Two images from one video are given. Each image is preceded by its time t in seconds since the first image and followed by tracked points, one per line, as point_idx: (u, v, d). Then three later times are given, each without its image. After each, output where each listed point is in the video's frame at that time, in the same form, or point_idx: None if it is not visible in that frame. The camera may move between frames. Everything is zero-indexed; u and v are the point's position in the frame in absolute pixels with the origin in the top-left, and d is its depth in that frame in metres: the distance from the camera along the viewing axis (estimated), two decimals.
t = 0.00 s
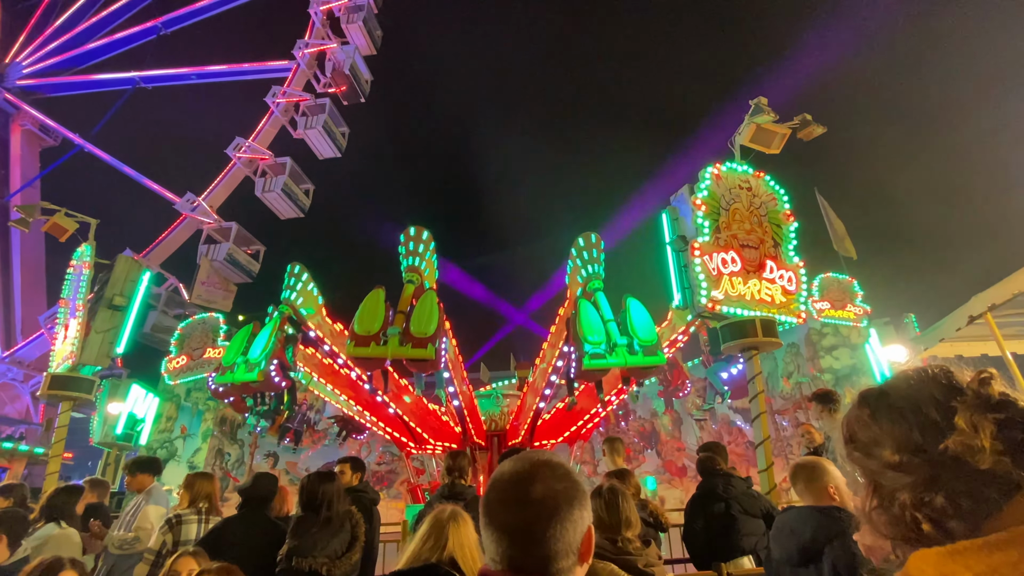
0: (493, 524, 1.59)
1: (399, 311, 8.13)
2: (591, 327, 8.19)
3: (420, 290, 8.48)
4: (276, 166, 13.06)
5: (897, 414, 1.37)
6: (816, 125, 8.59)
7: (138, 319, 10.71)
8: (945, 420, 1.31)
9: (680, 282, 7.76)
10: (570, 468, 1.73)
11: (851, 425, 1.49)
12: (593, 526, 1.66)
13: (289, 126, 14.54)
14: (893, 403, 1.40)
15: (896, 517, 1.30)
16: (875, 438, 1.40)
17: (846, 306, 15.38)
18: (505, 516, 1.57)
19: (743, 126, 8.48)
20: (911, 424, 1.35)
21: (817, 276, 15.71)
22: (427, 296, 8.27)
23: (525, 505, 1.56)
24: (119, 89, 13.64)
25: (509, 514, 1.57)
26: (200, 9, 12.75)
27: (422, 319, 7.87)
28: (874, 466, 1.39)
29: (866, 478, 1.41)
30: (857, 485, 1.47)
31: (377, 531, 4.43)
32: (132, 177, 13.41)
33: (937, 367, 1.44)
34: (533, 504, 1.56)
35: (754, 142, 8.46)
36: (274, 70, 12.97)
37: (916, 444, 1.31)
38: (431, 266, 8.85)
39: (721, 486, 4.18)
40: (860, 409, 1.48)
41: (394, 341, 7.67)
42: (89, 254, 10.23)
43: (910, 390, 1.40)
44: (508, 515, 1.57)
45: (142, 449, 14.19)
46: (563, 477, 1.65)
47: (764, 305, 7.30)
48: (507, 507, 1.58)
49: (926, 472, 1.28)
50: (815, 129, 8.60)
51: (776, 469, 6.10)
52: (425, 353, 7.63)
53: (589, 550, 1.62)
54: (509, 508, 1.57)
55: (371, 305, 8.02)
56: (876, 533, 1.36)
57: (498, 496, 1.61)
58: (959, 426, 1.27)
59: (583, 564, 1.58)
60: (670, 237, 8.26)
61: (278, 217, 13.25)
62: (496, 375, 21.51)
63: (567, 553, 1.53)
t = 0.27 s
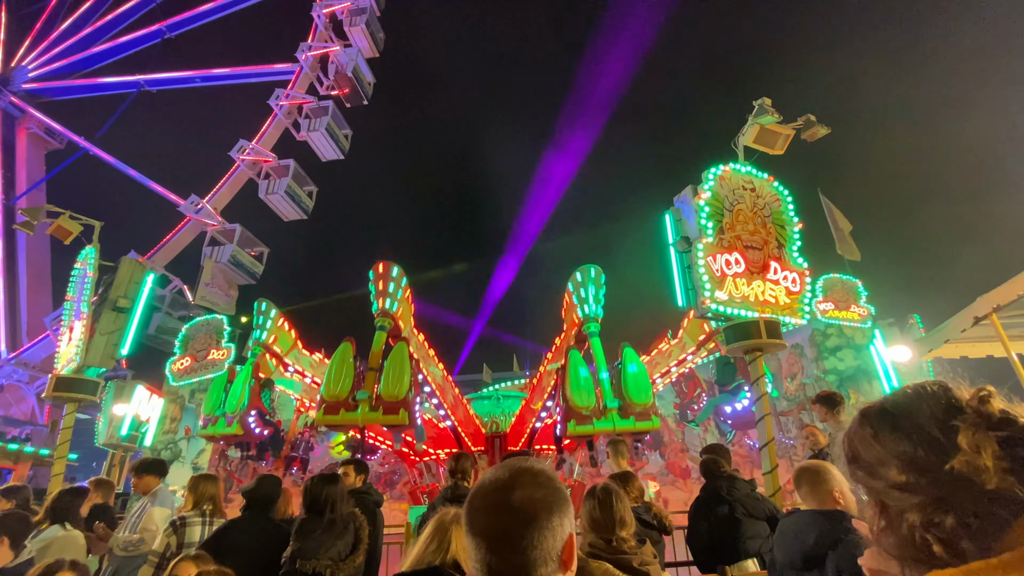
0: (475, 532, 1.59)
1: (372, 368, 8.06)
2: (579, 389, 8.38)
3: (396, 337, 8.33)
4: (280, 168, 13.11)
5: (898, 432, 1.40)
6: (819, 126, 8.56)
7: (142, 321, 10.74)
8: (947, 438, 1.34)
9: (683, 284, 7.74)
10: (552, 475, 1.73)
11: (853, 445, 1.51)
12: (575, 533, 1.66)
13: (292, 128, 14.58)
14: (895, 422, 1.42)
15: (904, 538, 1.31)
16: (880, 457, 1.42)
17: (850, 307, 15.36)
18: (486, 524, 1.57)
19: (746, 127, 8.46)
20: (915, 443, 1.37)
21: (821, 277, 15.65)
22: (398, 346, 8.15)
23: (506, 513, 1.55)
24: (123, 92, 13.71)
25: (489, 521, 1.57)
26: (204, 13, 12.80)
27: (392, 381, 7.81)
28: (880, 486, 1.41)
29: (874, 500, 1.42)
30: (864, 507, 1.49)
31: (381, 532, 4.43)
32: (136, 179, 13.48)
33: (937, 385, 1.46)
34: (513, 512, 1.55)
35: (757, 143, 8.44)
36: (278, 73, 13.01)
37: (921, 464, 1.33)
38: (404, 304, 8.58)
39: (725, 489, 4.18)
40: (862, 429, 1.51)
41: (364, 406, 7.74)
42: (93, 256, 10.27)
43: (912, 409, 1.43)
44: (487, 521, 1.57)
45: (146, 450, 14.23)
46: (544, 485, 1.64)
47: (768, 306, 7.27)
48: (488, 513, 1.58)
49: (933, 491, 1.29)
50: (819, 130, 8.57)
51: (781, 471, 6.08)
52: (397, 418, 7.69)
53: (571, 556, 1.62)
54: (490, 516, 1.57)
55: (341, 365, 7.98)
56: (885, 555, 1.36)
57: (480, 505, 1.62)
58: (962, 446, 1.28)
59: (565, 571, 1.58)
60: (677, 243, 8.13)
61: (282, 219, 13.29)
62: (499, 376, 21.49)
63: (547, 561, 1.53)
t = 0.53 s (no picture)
0: (471, 538, 1.59)
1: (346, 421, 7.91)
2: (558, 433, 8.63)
3: (373, 379, 8.16)
4: (283, 170, 13.15)
5: (945, 427, 1.39)
6: (823, 127, 8.54)
7: (146, 322, 10.75)
8: (995, 431, 1.33)
9: (686, 285, 7.72)
10: (548, 481, 1.71)
11: (894, 434, 1.51)
12: (572, 539, 1.64)
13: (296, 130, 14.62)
14: (942, 414, 1.41)
15: (940, 526, 1.34)
16: (921, 447, 1.42)
17: (854, 308, 15.53)
18: (482, 530, 1.57)
19: (749, 128, 8.44)
20: (960, 437, 1.37)
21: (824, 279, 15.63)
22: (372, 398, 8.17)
23: (501, 519, 1.55)
24: (127, 95, 13.77)
25: (485, 528, 1.57)
26: (208, 16, 12.86)
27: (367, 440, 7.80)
28: (917, 476, 1.42)
29: (909, 489, 1.44)
30: (895, 493, 1.51)
31: (382, 535, 4.43)
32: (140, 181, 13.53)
33: (987, 379, 1.44)
34: (508, 517, 1.55)
35: (760, 144, 8.42)
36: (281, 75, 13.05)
37: (964, 456, 1.34)
38: (379, 344, 8.04)
39: (728, 492, 4.17)
40: (904, 420, 1.50)
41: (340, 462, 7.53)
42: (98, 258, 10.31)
43: (957, 401, 1.42)
44: (483, 529, 1.57)
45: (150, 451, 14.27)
46: (540, 490, 1.63)
47: (772, 308, 7.24)
48: (483, 520, 1.58)
49: (972, 481, 1.31)
50: (823, 131, 8.54)
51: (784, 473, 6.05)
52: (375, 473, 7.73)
53: (569, 563, 1.61)
54: (485, 523, 1.57)
55: (312, 424, 8.01)
56: (916, 540, 1.40)
57: (476, 511, 1.61)
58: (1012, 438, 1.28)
59: None
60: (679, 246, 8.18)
61: (285, 221, 13.32)
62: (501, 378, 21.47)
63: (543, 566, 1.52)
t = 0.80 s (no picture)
0: (477, 539, 1.60)
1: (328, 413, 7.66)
2: (537, 395, 8.23)
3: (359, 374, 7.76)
4: (286, 172, 13.18)
5: (986, 413, 1.31)
6: (826, 127, 8.51)
7: (150, 324, 10.78)
8: None
9: (689, 287, 7.71)
10: (555, 483, 1.71)
11: (931, 417, 1.43)
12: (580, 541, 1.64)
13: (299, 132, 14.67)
14: (984, 398, 1.34)
15: (972, 511, 1.28)
16: (956, 431, 1.36)
17: (858, 309, 15.47)
18: (489, 531, 1.57)
19: (752, 129, 8.41)
20: (1001, 422, 1.28)
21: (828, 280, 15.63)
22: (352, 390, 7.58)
23: (506, 519, 1.56)
24: (132, 97, 13.84)
25: (491, 529, 1.58)
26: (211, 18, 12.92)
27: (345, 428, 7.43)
28: (951, 460, 1.35)
29: (941, 473, 1.38)
30: (927, 478, 1.45)
31: (386, 537, 4.43)
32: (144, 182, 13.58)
33: None
34: (514, 520, 1.55)
35: (763, 145, 8.40)
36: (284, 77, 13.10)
37: (1003, 440, 1.26)
38: (364, 336, 7.55)
39: (731, 493, 4.15)
40: (944, 404, 1.43)
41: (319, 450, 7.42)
42: (102, 259, 10.34)
43: (1003, 386, 1.34)
44: (488, 530, 1.57)
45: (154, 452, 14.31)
46: (546, 493, 1.63)
47: (776, 309, 7.22)
48: (488, 522, 1.58)
49: (1008, 467, 1.24)
50: (826, 131, 8.52)
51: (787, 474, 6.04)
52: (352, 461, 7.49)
53: (577, 566, 1.60)
54: (491, 524, 1.58)
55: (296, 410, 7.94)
56: (946, 526, 1.35)
57: (483, 511, 1.62)
58: None
59: None
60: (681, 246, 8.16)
61: (288, 222, 13.35)
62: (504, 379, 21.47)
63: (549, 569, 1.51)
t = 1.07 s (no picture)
0: (477, 539, 1.60)
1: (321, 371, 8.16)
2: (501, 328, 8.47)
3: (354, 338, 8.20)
4: (288, 172, 13.20)
5: (1002, 405, 1.28)
6: (829, 127, 8.49)
7: (153, 324, 10.80)
8: None
9: (691, 287, 7.69)
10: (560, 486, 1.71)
11: (944, 409, 1.39)
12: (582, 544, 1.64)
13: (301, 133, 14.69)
14: (1002, 389, 1.31)
15: (983, 504, 1.27)
16: (970, 422, 1.33)
17: (861, 309, 15.44)
18: (491, 532, 1.57)
19: (754, 129, 8.39)
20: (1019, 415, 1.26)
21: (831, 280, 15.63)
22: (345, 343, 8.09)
23: (507, 521, 1.56)
24: (135, 98, 13.89)
25: (492, 530, 1.58)
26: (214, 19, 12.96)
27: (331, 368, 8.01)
28: (963, 452, 1.32)
29: (951, 465, 1.35)
30: (936, 470, 1.42)
31: (387, 537, 4.43)
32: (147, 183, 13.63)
33: None
34: (515, 522, 1.55)
35: (765, 145, 8.39)
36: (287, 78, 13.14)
37: (1019, 433, 1.25)
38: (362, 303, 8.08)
39: (734, 493, 4.14)
40: (957, 394, 1.39)
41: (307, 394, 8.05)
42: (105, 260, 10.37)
43: (1020, 379, 1.31)
44: (489, 531, 1.58)
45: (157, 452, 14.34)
46: (549, 495, 1.63)
47: (778, 310, 7.20)
48: (489, 522, 1.59)
49: None
50: (829, 131, 8.49)
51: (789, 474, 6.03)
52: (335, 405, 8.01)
53: (578, 568, 1.61)
54: (492, 525, 1.58)
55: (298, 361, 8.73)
56: (955, 517, 1.33)
57: (484, 511, 1.62)
58: None
59: None
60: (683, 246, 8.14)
61: (291, 223, 13.37)
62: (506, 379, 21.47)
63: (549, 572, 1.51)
